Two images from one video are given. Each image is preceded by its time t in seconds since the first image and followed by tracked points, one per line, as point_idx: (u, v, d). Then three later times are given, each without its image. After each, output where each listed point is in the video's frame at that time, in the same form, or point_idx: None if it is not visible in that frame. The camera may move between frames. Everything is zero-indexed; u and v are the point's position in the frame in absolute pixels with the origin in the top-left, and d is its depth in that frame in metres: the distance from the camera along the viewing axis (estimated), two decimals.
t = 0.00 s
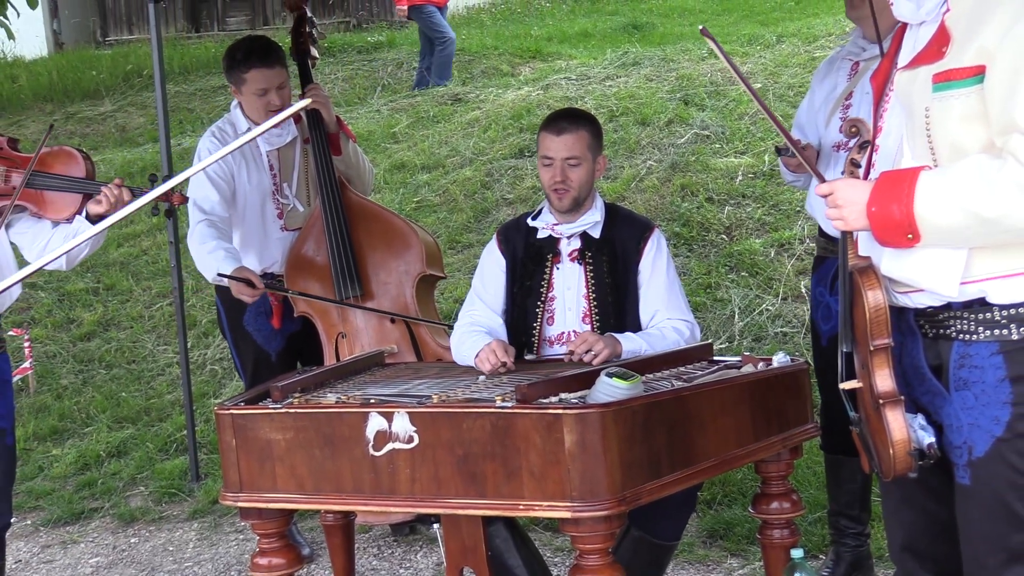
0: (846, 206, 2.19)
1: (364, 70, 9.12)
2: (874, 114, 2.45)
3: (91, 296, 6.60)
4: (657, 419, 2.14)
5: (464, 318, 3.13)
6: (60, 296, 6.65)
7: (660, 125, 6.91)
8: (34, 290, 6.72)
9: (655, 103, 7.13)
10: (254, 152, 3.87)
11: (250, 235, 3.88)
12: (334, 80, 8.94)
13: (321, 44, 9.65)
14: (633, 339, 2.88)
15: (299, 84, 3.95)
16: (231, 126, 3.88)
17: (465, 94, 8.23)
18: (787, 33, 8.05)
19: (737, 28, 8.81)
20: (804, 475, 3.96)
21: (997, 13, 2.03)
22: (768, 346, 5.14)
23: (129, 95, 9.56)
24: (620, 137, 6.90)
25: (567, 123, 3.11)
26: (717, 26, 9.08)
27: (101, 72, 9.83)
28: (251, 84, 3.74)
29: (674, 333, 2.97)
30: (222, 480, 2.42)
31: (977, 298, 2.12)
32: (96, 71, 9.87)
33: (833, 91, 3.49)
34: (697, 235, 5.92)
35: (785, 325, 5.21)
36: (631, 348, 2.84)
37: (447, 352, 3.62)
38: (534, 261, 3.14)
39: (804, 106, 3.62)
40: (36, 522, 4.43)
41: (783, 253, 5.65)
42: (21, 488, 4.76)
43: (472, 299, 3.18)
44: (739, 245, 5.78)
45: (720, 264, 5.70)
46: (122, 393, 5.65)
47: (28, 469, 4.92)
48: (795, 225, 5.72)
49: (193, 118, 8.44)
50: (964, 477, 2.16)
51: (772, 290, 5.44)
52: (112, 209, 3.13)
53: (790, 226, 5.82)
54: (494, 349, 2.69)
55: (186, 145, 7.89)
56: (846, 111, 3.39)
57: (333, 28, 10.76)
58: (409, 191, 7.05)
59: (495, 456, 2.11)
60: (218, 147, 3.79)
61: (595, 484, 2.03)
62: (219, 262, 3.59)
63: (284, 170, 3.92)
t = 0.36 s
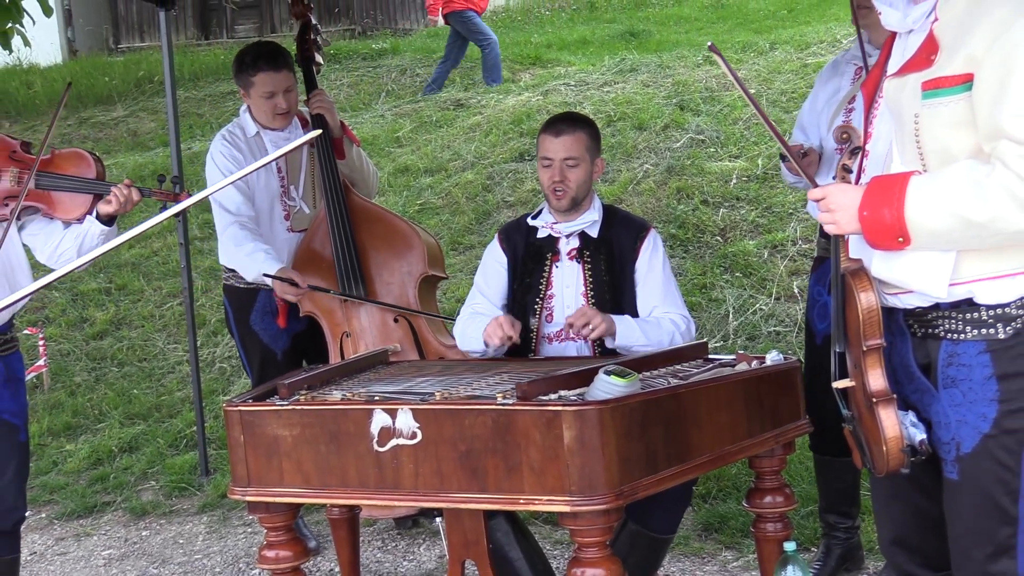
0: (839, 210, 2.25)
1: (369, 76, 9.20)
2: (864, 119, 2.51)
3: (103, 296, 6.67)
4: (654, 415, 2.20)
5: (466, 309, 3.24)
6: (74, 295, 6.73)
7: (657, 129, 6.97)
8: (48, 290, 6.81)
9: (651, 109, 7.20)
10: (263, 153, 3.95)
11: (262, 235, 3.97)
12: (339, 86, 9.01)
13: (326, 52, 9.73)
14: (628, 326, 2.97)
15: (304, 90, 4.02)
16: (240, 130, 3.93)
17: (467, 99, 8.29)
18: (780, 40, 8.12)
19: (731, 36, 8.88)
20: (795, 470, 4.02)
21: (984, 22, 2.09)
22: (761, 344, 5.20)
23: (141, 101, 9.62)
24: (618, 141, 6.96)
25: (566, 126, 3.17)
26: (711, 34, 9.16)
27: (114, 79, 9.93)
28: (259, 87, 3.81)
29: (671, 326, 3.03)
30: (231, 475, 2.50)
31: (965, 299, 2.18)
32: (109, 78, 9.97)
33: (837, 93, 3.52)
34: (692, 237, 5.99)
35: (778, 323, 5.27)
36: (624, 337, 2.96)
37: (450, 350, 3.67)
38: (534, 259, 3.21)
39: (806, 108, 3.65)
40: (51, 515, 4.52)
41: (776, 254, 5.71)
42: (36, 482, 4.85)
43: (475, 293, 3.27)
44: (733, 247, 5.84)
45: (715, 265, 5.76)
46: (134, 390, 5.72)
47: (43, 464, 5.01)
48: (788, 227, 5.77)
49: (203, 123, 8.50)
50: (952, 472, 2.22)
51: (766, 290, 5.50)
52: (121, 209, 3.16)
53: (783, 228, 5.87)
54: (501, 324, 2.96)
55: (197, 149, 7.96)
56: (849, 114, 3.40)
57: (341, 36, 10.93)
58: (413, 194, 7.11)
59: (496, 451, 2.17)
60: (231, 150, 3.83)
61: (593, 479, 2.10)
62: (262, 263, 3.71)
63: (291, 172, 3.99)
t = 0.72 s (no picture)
0: (829, 211, 2.31)
1: (375, 83, 9.13)
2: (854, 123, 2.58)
3: (115, 295, 6.75)
4: (650, 412, 2.26)
5: (471, 306, 3.30)
6: (86, 295, 6.81)
7: (653, 133, 7.03)
8: (62, 290, 6.89)
9: (648, 113, 7.26)
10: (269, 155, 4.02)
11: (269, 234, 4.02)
12: (343, 91, 9.09)
13: (332, 58, 9.81)
14: (625, 327, 3.04)
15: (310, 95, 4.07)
16: (247, 133, 4.01)
17: (469, 104, 8.36)
18: (773, 46, 8.18)
19: (725, 43, 8.95)
20: (788, 465, 4.09)
21: (970, 29, 2.16)
22: (755, 343, 5.27)
23: (152, 106, 9.68)
24: (617, 145, 7.02)
25: (569, 127, 3.24)
26: (706, 41, 9.22)
27: (126, 85, 10.02)
28: (262, 87, 3.84)
29: (668, 324, 3.09)
30: (239, 469, 2.57)
31: (951, 299, 2.25)
32: (121, 84, 10.06)
33: (835, 99, 3.56)
34: (688, 238, 6.04)
35: (772, 322, 5.33)
36: (623, 336, 3.02)
37: (451, 349, 3.74)
38: (537, 257, 3.27)
39: (804, 114, 3.69)
40: (64, 508, 4.60)
41: (769, 255, 5.76)
42: (50, 476, 4.93)
43: (480, 292, 3.33)
44: (727, 248, 5.89)
45: (710, 266, 5.82)
46: (144, 387, 5.80)
47: (57, 459, 5.09)
48: (781, 229, 5.83)
49: (214, 127, 8.56)
50: (938, 467, 2.29)
51: (759, 290, 5.56)
52: (127, 211, 3.21)
53: (776, 229, 5.92)
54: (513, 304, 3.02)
55: (206, 153, 8.03)
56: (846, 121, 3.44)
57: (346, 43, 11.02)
58: (415, 197, 7.18)
59: (497, 447, 2.24)
60: (238, 151, 3.92)
61: (592, 473, 2.16)
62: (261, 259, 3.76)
63: (297, 173, 4.06)
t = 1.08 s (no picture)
0: (820, 213, 2.37)
1: (377, 88, 9.28)
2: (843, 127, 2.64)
3: (126, 295, 6.83)
4: (647, 408, 2.33)
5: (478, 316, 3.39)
6: (98, 294, 6.89)
7: (650, 137, 7.10)
8: (75, 289, 6.97)
9: (645, 118, 7.33)
10: (273, 158, 4.09)
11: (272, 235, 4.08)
12: (346, 96, 9.16)
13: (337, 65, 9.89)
14: (655, 322, 3.12)
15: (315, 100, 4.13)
16: (252, 136, 4.09)
17: (471, 109, 8.43)
18: (767, 53, 8.24)
19: (720, 49, 9.01)
20: (781, 460, 4.15)
21: (957, 37, 2.23)
22: (749, 341, 5.33)
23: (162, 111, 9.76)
24: (614, 148, 7.08)
25: (572, 132, 3.29)
26: (700, 48, 9.29)
27: (137, 90, 10.10)
28: (263, 88, 3.94)
29: (690, 315, 3.17)
30: (247, 464, 2.64)
31: (939, 298, 2.32)
32: (132, 89, 10.15)
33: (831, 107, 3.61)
34: (683, 238, 6.10)
35: (765, 321, 5.40)
36: (656, 332, 3.10)
37: (453, 346, 3.80)
38: (538, 258, 3.35)
39: (801, 119, 3.74)
40: (77, 501, 4.68)
41: (763, 256, 5.83)
42: (64, 470, 5.00)
43: (486, 300, 3.42)
44: (722, 248, 5.95)
45: (706, 266, 5.88)
46: (155, 383, 5.88)
47: (70, 454, 5.17)
48: (774, 230, 5.89)
49: (222, 131, 8.63)
50: (926, 462, 2.36)
51: (753, 290, 5.62)
52: (138, 213, 3.30)
53: (769, 230, 5.99)
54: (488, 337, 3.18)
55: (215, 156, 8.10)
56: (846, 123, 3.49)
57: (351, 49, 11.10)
58: (418, 199, 7.25)
59: (498, 442, 2.30)
60: (239, 153, 3.99)
61: (590, 468, 2.22)
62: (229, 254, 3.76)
63: (301, 174, 4.13)
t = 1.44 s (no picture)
0: (810, 214, 2.44)
1: (380, 92, 9.35)
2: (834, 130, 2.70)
3: (137, 294, 6.91)
4: (642, 404, 2.40)
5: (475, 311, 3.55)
6: (110, 294, 6.97)
7: (646, 141, 7.16)
8: (87, 289, 7.05)
9: (641, 122, 7.40)
10: (277, 161, 4.16)
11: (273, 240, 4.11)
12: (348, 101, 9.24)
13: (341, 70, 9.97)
14: (655, 316, 3.18)
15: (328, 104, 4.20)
16: (257, 140, 4.17)
17: (471, 113, 8.51)
18: (759, 58, 8.31)
19: (713, 55, 9.09)
20: (773, 454, 4.22)
21: (943, 43, 2.29)
22: (742, 339, 5.41)
23: (172, 116, 9.84)
24: (610, 151, 7.15)
25: (557, 140, 3.34)
26: (693, 53, 9.37)
27: (147, 96, 10.20)
28: (268, 90, 4.02)
29: (689, 303, 3.25)
30: (253, 459, 2.71)
31: (926, 297, 2.39)
32: (142, 95, 10.24)
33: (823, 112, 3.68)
34: (678, 239, 6.17)
35: (757, 319, 5.47)
36: (656, 325, 3.16)
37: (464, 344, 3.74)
38: (534, 259, 3.43)
39: (795, 124, 3.82)
40: (90, 495, 4.76)
41: (755, 256, 5.89)
42: (77, 465, 5.08)
43: (486, 299, 3.56)
44: (715, 248, 6.01)
45: (699, 266, 5.94)
46: (165, 380, 5.97)
47: (82, 449, 5.25)
48: (766, 230, 5.96)
49: (230, 135, 8.70)
50: (913, 456, 2.43)
51: (746, 288, 5.69)
52: (145, 216, 3.34)
53: (762, 231, 6.05)
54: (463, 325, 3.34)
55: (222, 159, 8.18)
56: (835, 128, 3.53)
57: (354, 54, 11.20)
58: (420, 201, 7.32)
59: (498, 437, 2.37)
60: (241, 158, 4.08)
61: (587, 462, 2.29)
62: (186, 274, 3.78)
63: (306, 175, 4.18)
